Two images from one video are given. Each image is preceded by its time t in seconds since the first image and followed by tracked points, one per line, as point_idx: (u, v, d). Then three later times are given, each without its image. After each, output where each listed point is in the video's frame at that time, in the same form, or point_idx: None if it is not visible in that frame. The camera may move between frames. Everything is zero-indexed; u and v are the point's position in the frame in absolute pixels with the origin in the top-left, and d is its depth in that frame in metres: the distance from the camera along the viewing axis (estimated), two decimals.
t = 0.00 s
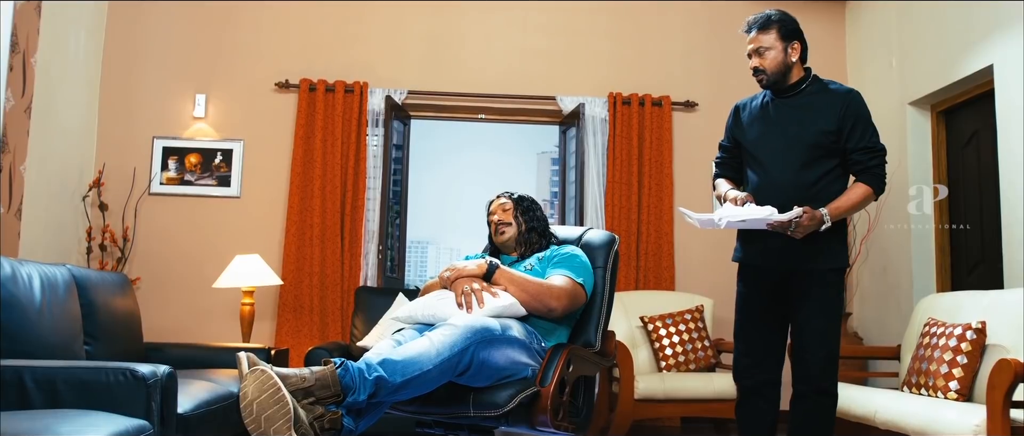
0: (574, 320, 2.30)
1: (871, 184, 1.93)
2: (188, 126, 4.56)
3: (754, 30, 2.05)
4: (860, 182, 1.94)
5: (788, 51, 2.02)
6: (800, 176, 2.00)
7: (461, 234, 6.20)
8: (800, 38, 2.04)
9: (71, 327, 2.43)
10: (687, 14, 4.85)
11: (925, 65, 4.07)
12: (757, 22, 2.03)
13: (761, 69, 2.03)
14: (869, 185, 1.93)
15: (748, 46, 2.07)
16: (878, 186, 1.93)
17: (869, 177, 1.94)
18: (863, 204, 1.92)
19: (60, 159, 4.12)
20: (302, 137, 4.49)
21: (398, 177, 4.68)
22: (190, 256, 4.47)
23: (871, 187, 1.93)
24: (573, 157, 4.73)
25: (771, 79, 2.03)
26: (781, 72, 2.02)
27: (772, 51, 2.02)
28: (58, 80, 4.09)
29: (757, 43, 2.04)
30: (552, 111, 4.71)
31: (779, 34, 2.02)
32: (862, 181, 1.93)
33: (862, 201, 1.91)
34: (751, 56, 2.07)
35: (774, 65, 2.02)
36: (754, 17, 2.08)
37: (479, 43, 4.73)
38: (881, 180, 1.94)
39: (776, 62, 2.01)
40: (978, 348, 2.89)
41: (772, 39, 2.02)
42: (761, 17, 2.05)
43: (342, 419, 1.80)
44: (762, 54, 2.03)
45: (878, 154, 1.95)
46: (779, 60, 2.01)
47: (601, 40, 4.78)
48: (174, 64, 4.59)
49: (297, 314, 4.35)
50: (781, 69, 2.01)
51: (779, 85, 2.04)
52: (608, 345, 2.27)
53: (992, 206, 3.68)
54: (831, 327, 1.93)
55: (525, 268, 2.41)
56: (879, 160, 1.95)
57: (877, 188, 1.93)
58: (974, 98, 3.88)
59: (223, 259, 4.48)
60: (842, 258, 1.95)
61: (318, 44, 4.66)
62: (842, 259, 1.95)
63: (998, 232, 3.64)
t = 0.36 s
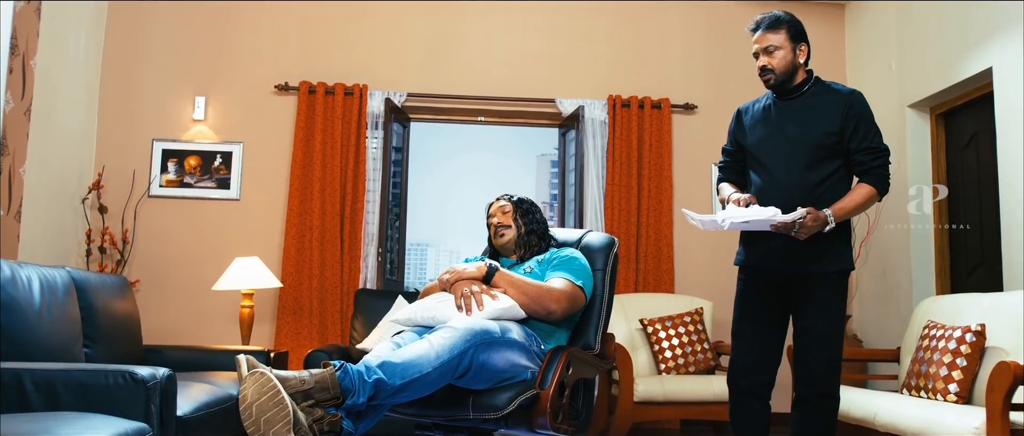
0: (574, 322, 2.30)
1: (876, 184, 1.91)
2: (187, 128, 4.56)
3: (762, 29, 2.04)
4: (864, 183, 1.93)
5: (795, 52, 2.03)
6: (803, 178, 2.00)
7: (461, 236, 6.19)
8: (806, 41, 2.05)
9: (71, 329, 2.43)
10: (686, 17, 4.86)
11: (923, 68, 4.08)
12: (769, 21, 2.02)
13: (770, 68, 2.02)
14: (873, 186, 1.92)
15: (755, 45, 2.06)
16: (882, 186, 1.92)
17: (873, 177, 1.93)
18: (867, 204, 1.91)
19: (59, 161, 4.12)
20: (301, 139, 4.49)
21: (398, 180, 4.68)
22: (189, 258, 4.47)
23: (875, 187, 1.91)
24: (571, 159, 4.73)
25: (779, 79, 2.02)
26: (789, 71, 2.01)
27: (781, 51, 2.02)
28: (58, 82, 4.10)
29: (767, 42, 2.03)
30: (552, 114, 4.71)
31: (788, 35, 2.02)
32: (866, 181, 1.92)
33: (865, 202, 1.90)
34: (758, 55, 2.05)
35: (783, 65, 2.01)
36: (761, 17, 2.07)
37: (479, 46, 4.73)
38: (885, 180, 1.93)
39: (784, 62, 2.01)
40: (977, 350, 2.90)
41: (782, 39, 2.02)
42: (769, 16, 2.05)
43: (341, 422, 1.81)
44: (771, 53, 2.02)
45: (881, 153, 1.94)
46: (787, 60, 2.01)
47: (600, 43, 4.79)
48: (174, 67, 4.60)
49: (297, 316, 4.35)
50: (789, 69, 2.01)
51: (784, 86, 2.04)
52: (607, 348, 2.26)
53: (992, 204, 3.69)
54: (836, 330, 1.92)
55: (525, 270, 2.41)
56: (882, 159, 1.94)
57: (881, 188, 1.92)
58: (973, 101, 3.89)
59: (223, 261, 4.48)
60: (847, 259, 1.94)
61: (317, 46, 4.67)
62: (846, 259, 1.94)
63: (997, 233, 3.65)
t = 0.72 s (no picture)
0: (574, 323, 2.30)
1: (868, 181, 1.93)
2: (187, 128, 4.56)
3: (755, 27, 2.02)
4: (857, 179, 1.94)
5: (788, 51, 2.02)
6: (797, 175, 1.99)
7: (461, 237, 6.19)
8: (797, 40, 2.04)
9: (71, 330, 2.43)
10: (687, 17, 4.86)
11: (924, 69, 4.08)
12: (763, 19, 2.00)
13: (765, 66, 2.00)
14: (865, 182, 1.94)
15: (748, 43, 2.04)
16: (874, 182, 1.94)
17: (865, 174, 1.94)
18: (860, 201, 1.93)
19: (59, 162, 4.12)
20: (301, 139, 4.49)
21: (398, 180, 4.68)
22: (189, 258, 4.47)
23: (867, 184, 1.93)
24: (571, 159, 4.73)
25: (772, 78, 2.01)
26: (782, 71, 2.00)
27: (774, 50, 2.00)
28: (58, 82, 4.10)
29: (761, 40, 2.00)
30: (552, 114, 4.71)
31: (781, 33, 2.00)
32: (859, 178, 1.94)
33: (859, 198, 1.91)
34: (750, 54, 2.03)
35: (776, 64, 2.00)
36: (755, 14, 2.05)
37: (479, 46, 4.73)
38: (876, 177, 1.95)
39: (778, 61, 2.00)
40: (977, 351, 2.90)
41: (775, 38, 2.00)
42: (763, 14, 2.02)
43: (341, 422, 1.81)
44: (764, 51, 2.01)
45: (872, 150, 1.96)
46: (780, 59, 2.00)
47: (600, 43, 4.79)
48: (174, 67, 4.60)
49: (296, 317, 4.35)
50: (782, 68, 2.00)
51: (776, 84, 2.03)
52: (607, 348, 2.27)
53: (992, 204, 3.69)
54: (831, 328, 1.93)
55: (525, 270, 2.41)
56: (873, 156, 1.95)
57: (872, 185, 1.94)
58: (973, 101, 3.89)
59: (223, 262, 4.48)
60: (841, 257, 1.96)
61: (317, 47, 4.67)
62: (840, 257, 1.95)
63: (997, 234, 3.65)
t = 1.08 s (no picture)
0: (574, 323, 2.30)
1: (853, 179, 1.93)
2: (187, 128, 4.56)
3: (755, 23, 1.97)
4: (841, 177, 1.94)
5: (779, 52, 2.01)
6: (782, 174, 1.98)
7: (461, 237, 6.19)
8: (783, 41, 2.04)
9: (70, 330, 2.43)
10: (687, 17, 4.86)
11: (924, 68, 4.08)
12: (765, 17, 1.96)
13: (763, 65, 1.97)
14: (850, 180, 1.93)
15: (744, 39, 1.98)
16: (859, 180, 1.94)
17: (850, 171, 1.94)
18: (847, 199, 1.93)
19: (59, 161, 4.12)
20: (301, 140, 4.49)
21: (398, 180, 4.68)
22: (189, 258, 4.47)
23: (852, 181, 1.93)
24: (571, 159, 4.73)
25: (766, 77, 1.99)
26: (775, 71, 1.99)
27: (771, 50, 1.98)
28: (58, 82, 4.10)
29: (761, 37, 1.96)
30: (552, 114, 4.71)
31: (778, 33, 1.98)
32: (843, 176, 1.94)
33: (844, 196, 1.91)
34: (745, 51, 1.98)
35: (772, 63, 1.98)
36: (751, 10, 2.00)
37: (479, 46, 4.73)
38: (861, 175, 1.95)
39: (774, 61, 1.98)
40: (977, 351, 2.89)
41: (774, 37, 1.97)
42: (762, 11, 1.98)
43: (341, 422, 1.81)
44: (762, 50, 1.97)
45: (855, 148, 1.96)
46: (775, 59, 1.98)
47: (600, 43, 4.79)
48: (174, 67, 4.60)
49: (296, 317, 4.35)
50: (775, 68, 1.99)
51: (765, 84, 2.01)
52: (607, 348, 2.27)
53: (992, 204, 3.69)
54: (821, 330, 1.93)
55: (525, 270, 2.41)
56: (857, 154, 1.96)
57: (857, 183, 1.94)
58: (973, 101, 3.89)
59: (223, 262, 4.48)
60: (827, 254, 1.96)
61: (317, 47, 4.67)
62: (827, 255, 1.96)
63: (996, 234, 3.65)
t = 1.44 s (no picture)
0: (574, 323, 2.31)
1: (842, 186, 1.95)
2: (187, 128, 4.56)
3: (769, 24, 1.97)
4: (831, 184, 1.95)
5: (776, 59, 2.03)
6: (776, 178, 1.96)
7: (461, 237, 6.20)
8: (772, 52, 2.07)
9: (70, 329, 2.43)
10: (687, 16, 4.86)
11: (924, 68, 4.08)
12: (777, 20, 1.97)
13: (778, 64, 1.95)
14: (839, 188, 1.95)
15: (759, 36, 1.96)
16: (847, 188, 1.96)
17: (839, 178, 1.96)
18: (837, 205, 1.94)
19: (59, 161, 4.12)
20: (301, 139, 4.49)
21: (398, 180, 4.68)
22: (189, 258, 4.47)
23: (841, 189, 1.95)
24: (571, 159, 4.73)
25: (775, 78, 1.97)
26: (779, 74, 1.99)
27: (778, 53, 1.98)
28: (58, 82, 4.10)
29: (774, 38, 1.96)
30: (552, 114, 4.71)
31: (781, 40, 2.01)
32: (833, 183, 1.95)
33: (836, 202, 1.92)
34: (761, 49, 1.96)
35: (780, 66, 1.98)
36: (760, 11, 2.00)
37: (478, 46, 4.73)
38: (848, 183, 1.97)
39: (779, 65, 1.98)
40: (977, 351, 2.89)
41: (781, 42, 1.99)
42: (771, 14, 1.99)
43: (341, 422, 1.81)
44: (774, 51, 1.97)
45: (843, 156, 1.98)
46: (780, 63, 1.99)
47: (600, 43, 4.79)
48: (174, 67, 4.60)
49: (296, 317, 4.35)
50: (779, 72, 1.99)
51: (765, 87, 2.00)
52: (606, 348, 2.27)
53: (992, 205, 3.69)
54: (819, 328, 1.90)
55: (525, 270, 2.41)
56: (845, 162, 1.98)
57: (846, 190, 1.96)
58: (973, 101, 3.89)
59: (223, 262, 4.48)
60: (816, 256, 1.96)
61: (317, 46, 4.67)
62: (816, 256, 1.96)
63: (996, 234, 3.65)
